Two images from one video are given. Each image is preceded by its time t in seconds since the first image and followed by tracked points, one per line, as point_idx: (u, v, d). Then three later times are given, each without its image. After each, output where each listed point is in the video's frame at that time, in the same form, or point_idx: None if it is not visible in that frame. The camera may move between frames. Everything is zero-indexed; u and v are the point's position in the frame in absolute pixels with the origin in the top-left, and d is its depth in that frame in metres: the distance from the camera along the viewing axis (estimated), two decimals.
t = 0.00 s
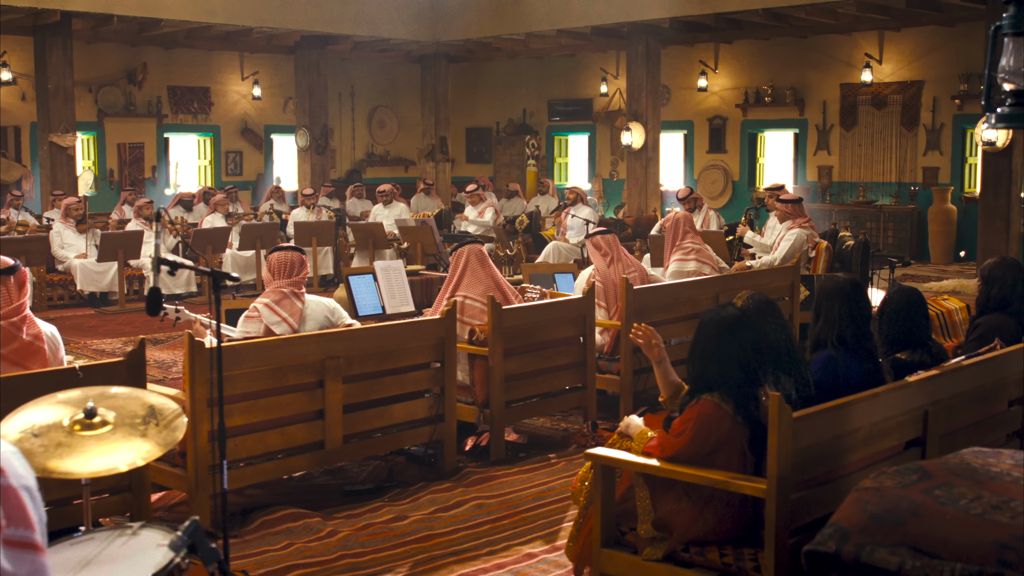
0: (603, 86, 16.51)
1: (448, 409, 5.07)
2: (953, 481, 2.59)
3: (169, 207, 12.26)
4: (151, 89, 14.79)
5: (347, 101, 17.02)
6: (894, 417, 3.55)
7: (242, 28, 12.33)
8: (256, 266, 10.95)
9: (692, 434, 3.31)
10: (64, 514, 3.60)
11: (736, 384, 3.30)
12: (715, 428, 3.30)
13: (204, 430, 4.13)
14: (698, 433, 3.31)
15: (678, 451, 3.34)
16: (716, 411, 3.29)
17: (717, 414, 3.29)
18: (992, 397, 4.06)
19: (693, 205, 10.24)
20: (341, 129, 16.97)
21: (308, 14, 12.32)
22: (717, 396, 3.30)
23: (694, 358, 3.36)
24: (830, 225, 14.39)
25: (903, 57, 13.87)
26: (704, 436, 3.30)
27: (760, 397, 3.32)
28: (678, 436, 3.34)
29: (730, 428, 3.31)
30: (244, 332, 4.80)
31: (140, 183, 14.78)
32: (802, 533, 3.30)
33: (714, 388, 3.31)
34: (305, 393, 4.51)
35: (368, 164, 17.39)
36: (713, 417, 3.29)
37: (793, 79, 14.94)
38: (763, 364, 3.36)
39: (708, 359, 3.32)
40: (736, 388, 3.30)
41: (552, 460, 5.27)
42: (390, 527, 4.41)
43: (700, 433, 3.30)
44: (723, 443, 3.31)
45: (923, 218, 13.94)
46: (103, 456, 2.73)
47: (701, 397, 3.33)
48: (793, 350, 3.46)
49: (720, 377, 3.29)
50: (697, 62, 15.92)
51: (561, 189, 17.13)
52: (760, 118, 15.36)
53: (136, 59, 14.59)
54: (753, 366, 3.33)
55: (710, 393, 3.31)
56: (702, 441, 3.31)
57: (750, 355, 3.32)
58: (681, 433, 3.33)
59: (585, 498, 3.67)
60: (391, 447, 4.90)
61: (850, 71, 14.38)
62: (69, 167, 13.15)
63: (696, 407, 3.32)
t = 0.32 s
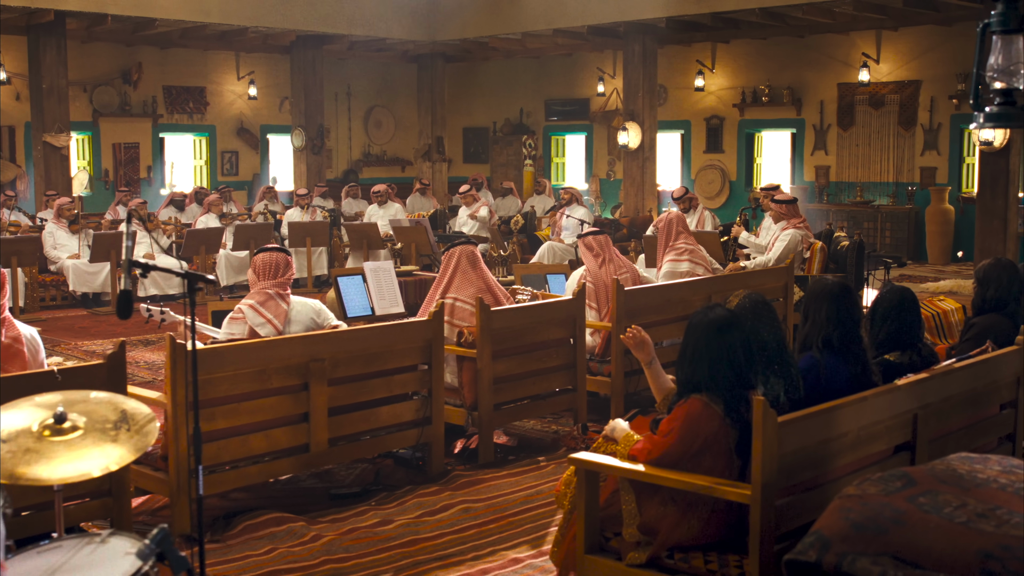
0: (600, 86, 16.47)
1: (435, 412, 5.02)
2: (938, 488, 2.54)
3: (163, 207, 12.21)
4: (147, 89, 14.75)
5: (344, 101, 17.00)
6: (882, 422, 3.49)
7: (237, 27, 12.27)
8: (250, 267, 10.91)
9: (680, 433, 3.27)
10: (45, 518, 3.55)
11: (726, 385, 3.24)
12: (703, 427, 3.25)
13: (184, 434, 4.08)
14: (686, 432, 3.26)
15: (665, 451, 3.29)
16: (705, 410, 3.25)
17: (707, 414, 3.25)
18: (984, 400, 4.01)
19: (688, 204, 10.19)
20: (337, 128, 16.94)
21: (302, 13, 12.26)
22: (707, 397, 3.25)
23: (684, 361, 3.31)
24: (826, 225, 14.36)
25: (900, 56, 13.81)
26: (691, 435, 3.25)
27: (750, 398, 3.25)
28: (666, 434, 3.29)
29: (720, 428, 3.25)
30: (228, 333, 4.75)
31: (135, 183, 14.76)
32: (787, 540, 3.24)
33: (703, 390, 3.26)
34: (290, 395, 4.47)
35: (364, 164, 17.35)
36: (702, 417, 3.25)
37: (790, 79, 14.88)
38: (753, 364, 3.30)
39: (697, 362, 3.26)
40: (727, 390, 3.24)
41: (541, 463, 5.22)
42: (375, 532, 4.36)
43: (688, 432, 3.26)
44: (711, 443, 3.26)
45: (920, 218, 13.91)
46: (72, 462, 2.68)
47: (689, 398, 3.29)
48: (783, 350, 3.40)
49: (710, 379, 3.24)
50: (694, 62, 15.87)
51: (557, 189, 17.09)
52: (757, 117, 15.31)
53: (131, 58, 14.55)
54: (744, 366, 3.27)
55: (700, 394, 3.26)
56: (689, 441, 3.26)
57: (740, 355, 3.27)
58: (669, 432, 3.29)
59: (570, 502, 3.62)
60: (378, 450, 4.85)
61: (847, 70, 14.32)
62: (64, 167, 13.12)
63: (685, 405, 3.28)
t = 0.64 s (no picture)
0: (596, 86, 16.44)
1: (422, 415, 4.96)
2: (923, 496, 2.49)
3: (160, 208, 12.19)
4: (141, 89, 14.71)
5: (340, 101, 16.97)
6: (871, 426, 3.44)
7: (233, 27, 12.24)
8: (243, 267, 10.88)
9: (660, 431, 3.21)
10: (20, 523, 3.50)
11: (715, 385, 3.20)
12: (684, 425, 3.19)
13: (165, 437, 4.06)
14: (667, 430, 3.21)
15: (646, 450, 3.24)
16: (688, 407, 3.19)
17: (689, 411, 3.19)
18: (976, 404, 3.95)
19: (683, 205, 10.14)
20: (334, 128, 16.91)
21: (296, 13, 12.21)
22: (696, 392, 3.20)
23: (678, 352, 3.26)
24: (823, 226, 14.32)
25: (898, 56, 13.75)
26: (672, 433, 3.20)
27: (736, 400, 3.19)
28: (647, 431, 3.23)
29: (703, 425, 3.19)
30: (212, 335, 4.69)
31: (131, 183, 14.73)
32: (771, 547, 3.19)
33: (693, 384, 3.21)
34: (273, 398, 4.41)
35: (360, 164, 17.33)
36: (683, 415, 3.19)
37: (787, 78, 14.84)
38: (747, 365, 3.26)
39: (692, 356, 3.22)
40: (718, 387, 3.20)
41: (530, 466, 5.17)
42: (360, 537, 4.31)
43: (669, 430, 3.20)
44: (693, 441, 3.20)
45: (918, 219, 13.85)
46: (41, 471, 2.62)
47: (676, 392, 3.22)
48: (777, 353, 3.36)
49: (703, 374, 3.20)
50: (691, 62, 15.82)
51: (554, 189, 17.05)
52: (754, 117, 15.26)
53: (126, 58, 14.51)
54: (737, 366, 3.23)
55: (690, 388, 3.21)
56: (670, 439, 3.21)
57: (734, 353, 3.23)
58: (650, 429, 3.22)
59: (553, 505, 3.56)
60: (364, 453, 4.81)
61: (845, 70, 14.26)
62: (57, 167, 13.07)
63: (668, 400, 3.22)
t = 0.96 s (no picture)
0: (593, 85, 16.39)
1: (409, 418, 4.91)
2: (907, 504, 2.43)
3: (156, 208, 12.17)
4: (136, 88, 14.67)
5: (336, 100, 16.93)
6: (859, 430, 3.38)
7: (228, 25, 12.19)
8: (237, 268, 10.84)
9: (635, 437, 3.17)
10: None
11: (696, 387, 3.14)
12: (658, 431, 3.15)
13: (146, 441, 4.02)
14: (642, 435, 3.17)
15: (622, 457, 3.21)
16: (663, 414, 3.13)
17: (661, 418, 3.13)
18: (967, 409, 3.89)
19: (678, 205, 10.09)
20: (330, 128, 16.87)
21: (290, 13, 12.16)
22: (675, 398, 3.14)
23: (662, 350, 3.21)
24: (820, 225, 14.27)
25: (896, 55, 13.69)
26: (646, 439, 3.17)
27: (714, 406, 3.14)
28: (622, 437, 3.20)
29: (678, 432, 3.15)
30: (195, 337, 4.62)
31: (125, 183, 14.69)
32: (754, 554, 3.13)
33: (672, 384, 3.16)
34: (256, 401, 4.36)
35: (356, 164, 17.28)
36: (656, 421, 3.14)
37: (785, 78, 14.79)
38: (731, 368, 3.19)
39: (675, 356, 3.16)
40: (701, 391, 3.14)
41: (519, 470, 5.11)
42: (344, 542, 4.25)
43: (643, 435, 3.17)
44: (666, 447, 3.17)
45: (916, 219, 13.79)
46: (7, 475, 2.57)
47: (651, 396, 3.18)
48: (761, 360, 3.30)
49: (685, 374, 3.14)
50: (688, 61, 15.76)
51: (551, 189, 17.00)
52: (752, 117, 15.21)
53: (122, 57, 14.48)
54: (721, 369, 3.17)
55: (669, 391, 3.16)
56: (645, 444, 3.17)
57: (719, 356, 3.17)
58: (624, 436, 3.19)
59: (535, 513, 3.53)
60: (351, 456, 4.76)
61: (843, 69, 14.20)
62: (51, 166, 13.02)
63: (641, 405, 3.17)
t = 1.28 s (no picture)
0: (591, 85, 16.36)
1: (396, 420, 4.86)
2: (890, 512, 2.37)
3: (149, 208, 12.13)
4: (132, 88, 14.64)
5: (333, 100, 16.91)
6: (846, 435, 3.32)
7: (224, 25, 12.17)
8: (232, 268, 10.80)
9: (620, 450, 3.13)
10: None
11: (678, 395, 3.11)
12: (644, 446, 3.10)
13: (128, 444, 3.97)
14: (627, 451, 3.12)
15: (606, 469, 3.16)
16: (647, 429, 3.09)
17: (646, 433, 3.10)
18: (958, 413, 3.83)
19: (675, 205, 10.05)
20: (327, 128, 16.84)
21: (285, 12, 12.13)
22: (656, 409, 3.11)
23: (638, 356, 3.18)
24: (819, 225, 14.22)
25: (894, 55, 13.63)
26: (632, 453, 3.11)
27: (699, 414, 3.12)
28: (607, 450, 3.15)
29: (664, 447, 3.11)
30: (180, 339, 4.56)
31: (121, 183, 14.65)
32: (737, 562, 3.08)
33: (655, 393, 3.12)
34: (241, 405, 4.31)
35: (353, 164, 17.25)
36: (641, 436, 3.10)
37: (783, 77, 14.74)
38: (713, 376, 3.17)
39: (655, 364, 3.13)
40: (682, 396, 3.11)
41: (508, 473, 5.06)
42: (329, 546, 4.20)
43: (628, 450, 3.12)
44: (652, 462, 3.12)
45: (914, 219, 13.73)
46: None
47: (635, 411, 3.13)
48: (743, 363, 3.28)
49: (666, 381, 3.11)
50: (686, 61, 15.71)
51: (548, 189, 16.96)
52: (750, 117, 15.17)
53: (117, 56, 14.45)
54: (702, 374, 3.15)
55: (650, 404, 3.13)
56: (631, 459, 3.12)
57: (698, 361, 3.14)
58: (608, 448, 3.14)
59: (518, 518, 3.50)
60: (339, 460, 4.71)
61: (842, 69, 14.15)
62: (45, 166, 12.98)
63: (628, 420, 3.12)
